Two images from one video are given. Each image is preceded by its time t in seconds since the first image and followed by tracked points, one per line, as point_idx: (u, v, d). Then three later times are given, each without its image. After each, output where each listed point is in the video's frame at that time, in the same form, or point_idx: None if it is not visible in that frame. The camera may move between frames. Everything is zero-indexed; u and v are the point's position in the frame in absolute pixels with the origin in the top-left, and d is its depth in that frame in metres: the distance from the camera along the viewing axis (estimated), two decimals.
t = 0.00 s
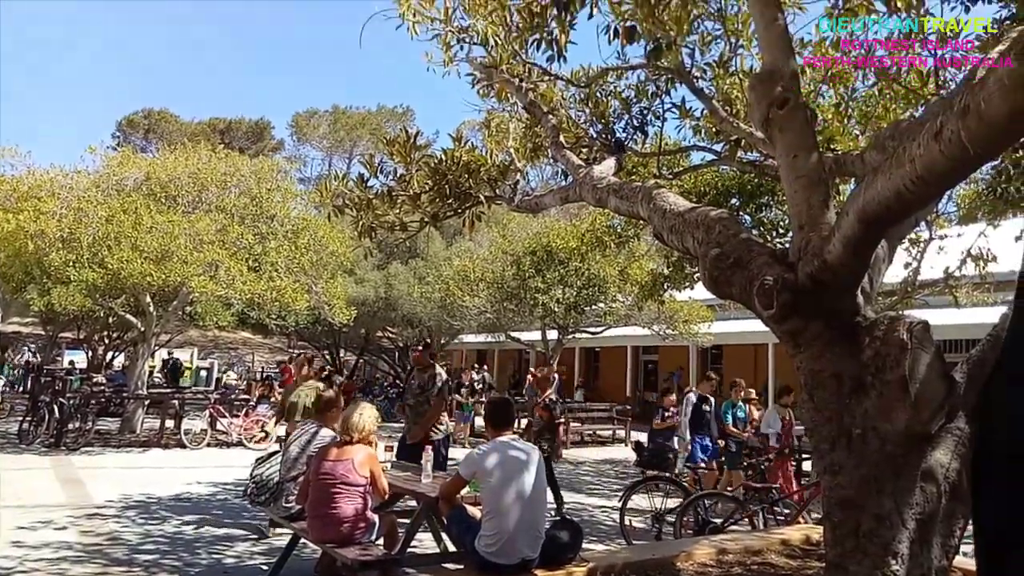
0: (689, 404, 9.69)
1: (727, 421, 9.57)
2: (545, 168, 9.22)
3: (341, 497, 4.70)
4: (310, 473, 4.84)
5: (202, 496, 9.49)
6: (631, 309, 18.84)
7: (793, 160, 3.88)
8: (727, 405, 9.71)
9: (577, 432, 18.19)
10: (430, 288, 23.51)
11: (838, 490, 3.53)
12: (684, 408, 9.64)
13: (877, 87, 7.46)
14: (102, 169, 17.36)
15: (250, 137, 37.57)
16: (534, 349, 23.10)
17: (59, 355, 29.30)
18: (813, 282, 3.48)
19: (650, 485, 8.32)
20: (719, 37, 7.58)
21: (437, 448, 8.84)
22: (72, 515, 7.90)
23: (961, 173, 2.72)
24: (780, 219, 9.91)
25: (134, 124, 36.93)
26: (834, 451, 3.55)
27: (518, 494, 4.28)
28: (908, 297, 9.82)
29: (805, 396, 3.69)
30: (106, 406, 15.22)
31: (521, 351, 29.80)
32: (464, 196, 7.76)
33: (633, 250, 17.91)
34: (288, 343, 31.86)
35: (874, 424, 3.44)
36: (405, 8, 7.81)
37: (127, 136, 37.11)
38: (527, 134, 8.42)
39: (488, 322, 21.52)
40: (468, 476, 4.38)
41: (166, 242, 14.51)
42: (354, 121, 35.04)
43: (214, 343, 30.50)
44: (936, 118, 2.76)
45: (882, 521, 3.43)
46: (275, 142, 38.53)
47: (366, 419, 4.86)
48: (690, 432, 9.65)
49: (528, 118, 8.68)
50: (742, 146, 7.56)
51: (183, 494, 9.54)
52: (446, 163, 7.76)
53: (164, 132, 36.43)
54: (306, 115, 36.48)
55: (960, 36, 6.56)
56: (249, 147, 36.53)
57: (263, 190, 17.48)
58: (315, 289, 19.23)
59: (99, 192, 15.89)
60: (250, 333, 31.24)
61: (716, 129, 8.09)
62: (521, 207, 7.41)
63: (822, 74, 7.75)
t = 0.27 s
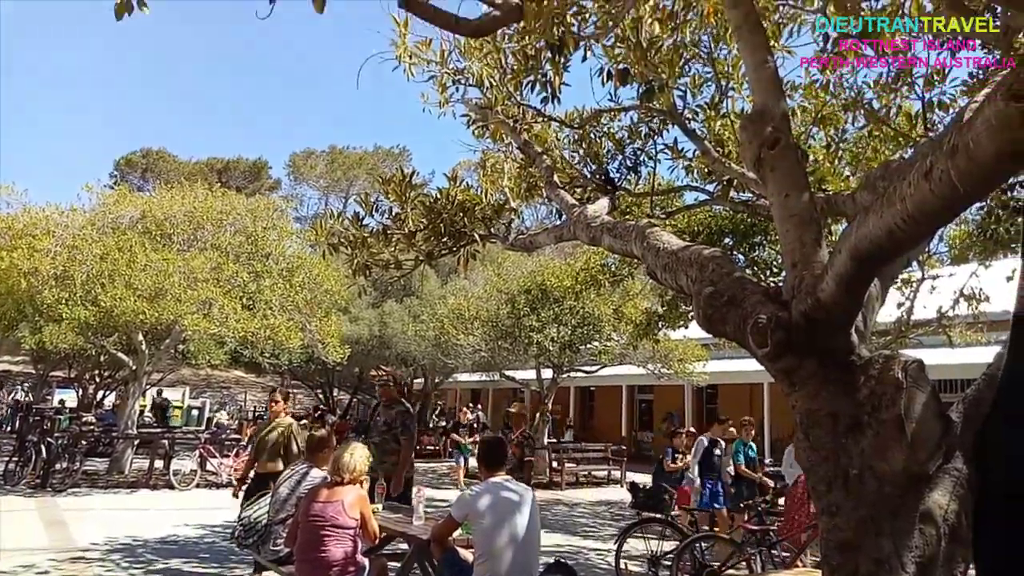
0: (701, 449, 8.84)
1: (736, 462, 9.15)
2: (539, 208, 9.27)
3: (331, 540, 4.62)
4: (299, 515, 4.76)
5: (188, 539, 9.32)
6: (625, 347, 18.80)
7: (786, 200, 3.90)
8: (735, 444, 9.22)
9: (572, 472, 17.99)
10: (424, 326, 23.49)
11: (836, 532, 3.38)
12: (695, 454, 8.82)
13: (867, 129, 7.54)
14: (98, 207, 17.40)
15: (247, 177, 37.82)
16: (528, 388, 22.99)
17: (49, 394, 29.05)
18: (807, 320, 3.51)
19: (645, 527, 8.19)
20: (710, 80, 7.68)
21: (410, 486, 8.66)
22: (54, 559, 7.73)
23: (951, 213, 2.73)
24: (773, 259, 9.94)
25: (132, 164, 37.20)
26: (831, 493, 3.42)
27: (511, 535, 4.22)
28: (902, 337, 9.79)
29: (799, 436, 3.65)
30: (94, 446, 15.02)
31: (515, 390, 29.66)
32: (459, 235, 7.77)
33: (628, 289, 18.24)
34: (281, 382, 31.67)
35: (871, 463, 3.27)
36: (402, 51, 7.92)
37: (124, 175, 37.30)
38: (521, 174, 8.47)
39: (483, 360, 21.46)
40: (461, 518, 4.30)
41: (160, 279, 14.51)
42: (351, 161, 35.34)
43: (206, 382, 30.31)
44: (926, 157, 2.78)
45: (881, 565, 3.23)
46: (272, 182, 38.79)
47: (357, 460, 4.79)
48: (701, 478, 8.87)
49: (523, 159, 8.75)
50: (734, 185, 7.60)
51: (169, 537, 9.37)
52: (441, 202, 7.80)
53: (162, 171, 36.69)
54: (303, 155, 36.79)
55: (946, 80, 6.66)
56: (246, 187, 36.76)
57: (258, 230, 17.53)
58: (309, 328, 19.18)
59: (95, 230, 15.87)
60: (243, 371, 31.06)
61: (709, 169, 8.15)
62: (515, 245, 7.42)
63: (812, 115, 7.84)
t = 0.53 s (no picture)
0: (713, 484, 8.50)
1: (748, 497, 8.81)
2: (533, 243, 9.30)
3: None
4: (289, 551, 4.71)
5: None
6: (619, 382, 18.75)
7: (777, 236, 3.94)
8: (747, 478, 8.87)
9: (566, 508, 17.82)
10: (418, 360, 23.42)
11: (833, 569, 3.34)
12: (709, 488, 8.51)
13: (857, 166, 7.63)
14: (92, 240, 17.38)
15: (242, 211, 37.93)
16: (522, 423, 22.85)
17: (37, 428, 28.71)
18: (800, 355, 3.53)
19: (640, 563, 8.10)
20: (701, 117, 7.77)
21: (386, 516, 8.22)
22: None
23: (941, 250, 2.77)
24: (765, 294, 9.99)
25: (127, 198, 37.30)
26: (827, 528, 3.39)
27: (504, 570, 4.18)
28: (895, 372, 9.82)
29: (793, 472, 3.65)
30: (82, 481, 14.82)
31: (509, 425, 29.51)
32: (453, 269, 7.76)
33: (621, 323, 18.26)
34: (272, 416, 31.42)
35: (867, 501, 3.26)
36: (397, 89, 8.01)
37: (119, 209, 37.36)
38: (516, 210, 8.52)
39: (476, 395, 21.37)
40: (452, 554, 4.25)
41: (153, 312, 14.47)
42: (346, 196, 35.53)
43: (197, 416, 30.04)
44: (914, 194, 2.82)
45: None
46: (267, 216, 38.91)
47: (348, 494, 4.75)
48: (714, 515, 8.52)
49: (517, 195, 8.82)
50: (726, 221, 7.66)
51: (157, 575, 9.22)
52: (436, 236, 7.82)
53: (157, 205, 36.77)
54: (299, 190, 36.96)
55: (934, 119, 6.75)
56: (241, 221, 36.87)
57: (252, 263, 18.02)
58: (301, 362, 19.11)
59: (88, 263, 15.77)
60: (234, 405, 30.82)
61: (701, 205, 8.23)
62: (509, 279, 7.44)
63: (803, 153, 7.93)
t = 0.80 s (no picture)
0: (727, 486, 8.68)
1: (762, 500, 8.76)
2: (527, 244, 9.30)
3: None
4: (282, 552, 4.69)
5: None
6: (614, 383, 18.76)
7: (772, 237, 3.95)
8: (759, 480, 8.95)
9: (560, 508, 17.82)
10: (412, 361, 23.40)
11: (827, 570, 3.35)
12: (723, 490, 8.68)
13: (851, 168, 7.66)
14: (85, 241, 17.31)
15: (236, 212, 37.85)
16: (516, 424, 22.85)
17: (29, 429, 28.56)
18: (794, 355, 3.52)
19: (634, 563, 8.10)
20: (695, 120, 7.79)
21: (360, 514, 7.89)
22: None
23: (934, 252, 2.78)
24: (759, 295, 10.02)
25: (120, 198, 37.19)
26: (821, 529, 3.40)
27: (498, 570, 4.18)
28: (888, 373, 9.85)
29: (787, 474, 3.64)
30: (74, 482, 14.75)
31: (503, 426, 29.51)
32: (447, 270, 7.76)
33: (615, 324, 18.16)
34: (266, 417, 31.34)
35: (861, 501, 3.26)
36: (392, 90, 8.01)
37: (112, 209, 37.24)
38: (509, 211, 8.50)
39: (470, 396, 21.37)
40: (446, 555, 4.24)
41: (146, 312, 14.41)
42: (341, 197, 35.50)
43: (190, 417, 29.94)
44: (907, 196, 2.82)
45: None
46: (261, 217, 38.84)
47: (341, 495, 4.74)
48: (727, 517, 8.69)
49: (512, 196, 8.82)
50: (720, 222, 7.68)
51: None
52: (430, 237, 7.81)
53: (150, 206, 36.65)
54: (293, 190, 36.92)
55: (927, 122, 6.78)
56: (235, 222, 36.80)
57: (246, 263, 18.16)
58: (295, 362, 19.08)
59: (80, 263, 15.69)
60: (227, 406, 30.73)
61: (695, 206, 8.24)
62: (504, 280, 7.45)
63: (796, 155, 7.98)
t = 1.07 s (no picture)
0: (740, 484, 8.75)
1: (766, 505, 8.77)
2: (522, 244, 9.30)
3: None
4: (274, 552, 4.68)
5: None
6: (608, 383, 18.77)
7: (765, 237, 3.94)
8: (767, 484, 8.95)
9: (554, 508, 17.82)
10: (406, 360, 23.36)
11: (819, 569, 3.40)
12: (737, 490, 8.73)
13: (843, 169, 7.68)
14: (77, 240, 17.21)
15: (230, 211, 37.74)
16: (511, 423, 22.84)
17: (20, 429, 28.39)
18: (787, 355, 3.53)
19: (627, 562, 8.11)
20: (690, 120, 7.80)
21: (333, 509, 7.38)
22: None
23: (928, 252, 2.79)
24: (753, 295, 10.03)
25: (113, 197, 37.02)
26: (813, 528, 3.44)
27: (492, 569, 4.18)
28: (881, 373, 9.89)
29: (780, 473, 3.64)
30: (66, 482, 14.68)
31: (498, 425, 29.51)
32: (442, 269, 7.74)
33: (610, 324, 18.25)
34: (260, 417, 31.25)
35: (854, 501, 3.29)
36: (386, 89, 7.99)
37: (105, 208, 37.06)
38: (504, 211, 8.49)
39: (464, 395, 21.36)
40: (439, 554, 4.24)
41: (138, 312, 14.34)
42: (335, 196, 35.43)
43: (183, 416, 29.82)
44: (900, 196, 2.83)
45: None
46: (255, 216, 38.72)
47: (335, 494, 4.73)
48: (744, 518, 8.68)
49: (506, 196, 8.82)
50: (714, 223, 7.69)
51: None
52: (424, 237, 7.79)
53: (143, 205, 36.49)
54: (287, 189, 36.82)
55: (919, 123, 6.80)
56: (229, 221, 36.69)
57: (239, 262, 18.18)
58: (289, 362, 19.03)
59: (73, 262, 15.63)
60: (221, 405, 30.64)
61: (689, 206, 8.24)
62: (498, 280, 7.44)
63: (789, 156, 8.00)
